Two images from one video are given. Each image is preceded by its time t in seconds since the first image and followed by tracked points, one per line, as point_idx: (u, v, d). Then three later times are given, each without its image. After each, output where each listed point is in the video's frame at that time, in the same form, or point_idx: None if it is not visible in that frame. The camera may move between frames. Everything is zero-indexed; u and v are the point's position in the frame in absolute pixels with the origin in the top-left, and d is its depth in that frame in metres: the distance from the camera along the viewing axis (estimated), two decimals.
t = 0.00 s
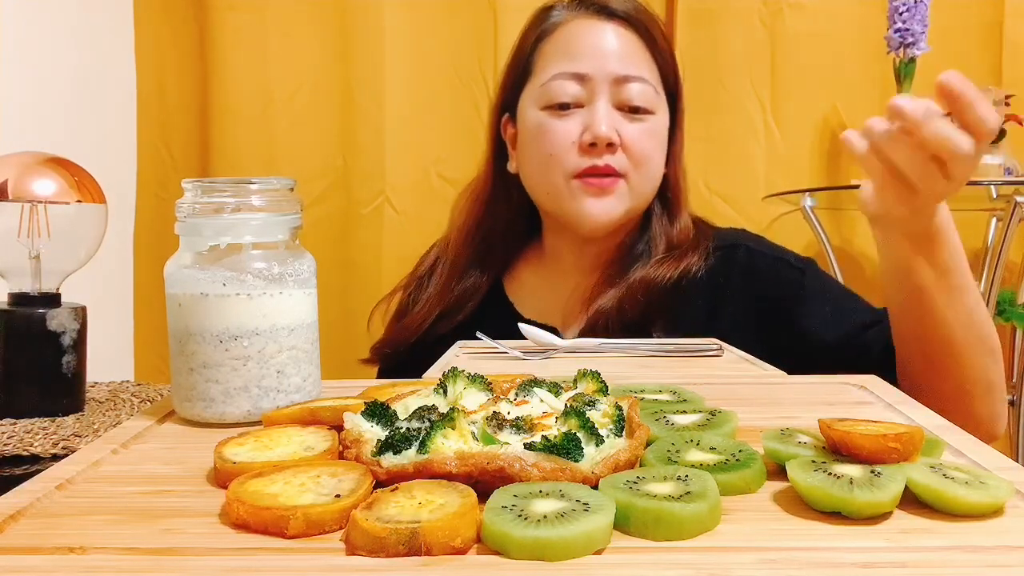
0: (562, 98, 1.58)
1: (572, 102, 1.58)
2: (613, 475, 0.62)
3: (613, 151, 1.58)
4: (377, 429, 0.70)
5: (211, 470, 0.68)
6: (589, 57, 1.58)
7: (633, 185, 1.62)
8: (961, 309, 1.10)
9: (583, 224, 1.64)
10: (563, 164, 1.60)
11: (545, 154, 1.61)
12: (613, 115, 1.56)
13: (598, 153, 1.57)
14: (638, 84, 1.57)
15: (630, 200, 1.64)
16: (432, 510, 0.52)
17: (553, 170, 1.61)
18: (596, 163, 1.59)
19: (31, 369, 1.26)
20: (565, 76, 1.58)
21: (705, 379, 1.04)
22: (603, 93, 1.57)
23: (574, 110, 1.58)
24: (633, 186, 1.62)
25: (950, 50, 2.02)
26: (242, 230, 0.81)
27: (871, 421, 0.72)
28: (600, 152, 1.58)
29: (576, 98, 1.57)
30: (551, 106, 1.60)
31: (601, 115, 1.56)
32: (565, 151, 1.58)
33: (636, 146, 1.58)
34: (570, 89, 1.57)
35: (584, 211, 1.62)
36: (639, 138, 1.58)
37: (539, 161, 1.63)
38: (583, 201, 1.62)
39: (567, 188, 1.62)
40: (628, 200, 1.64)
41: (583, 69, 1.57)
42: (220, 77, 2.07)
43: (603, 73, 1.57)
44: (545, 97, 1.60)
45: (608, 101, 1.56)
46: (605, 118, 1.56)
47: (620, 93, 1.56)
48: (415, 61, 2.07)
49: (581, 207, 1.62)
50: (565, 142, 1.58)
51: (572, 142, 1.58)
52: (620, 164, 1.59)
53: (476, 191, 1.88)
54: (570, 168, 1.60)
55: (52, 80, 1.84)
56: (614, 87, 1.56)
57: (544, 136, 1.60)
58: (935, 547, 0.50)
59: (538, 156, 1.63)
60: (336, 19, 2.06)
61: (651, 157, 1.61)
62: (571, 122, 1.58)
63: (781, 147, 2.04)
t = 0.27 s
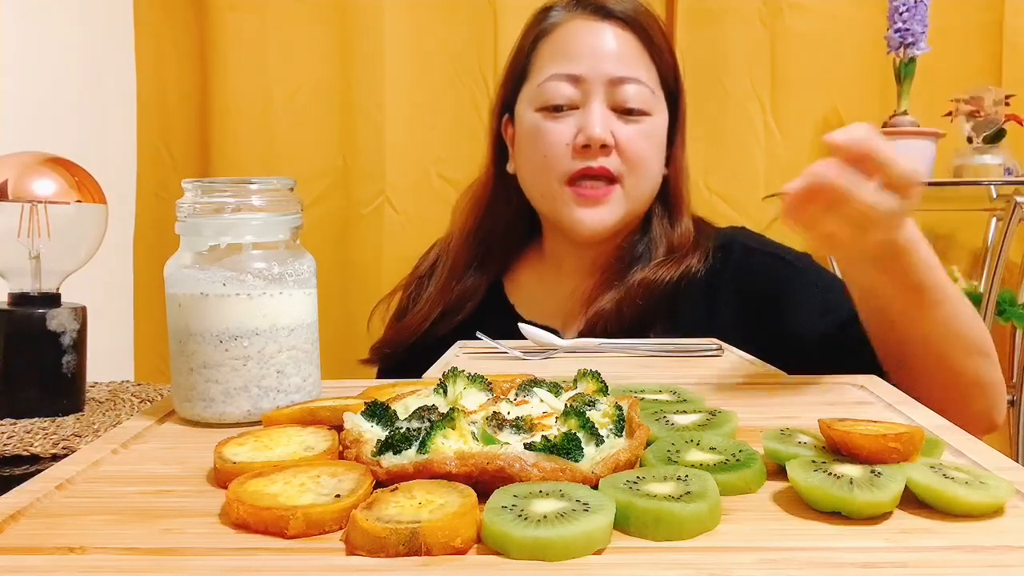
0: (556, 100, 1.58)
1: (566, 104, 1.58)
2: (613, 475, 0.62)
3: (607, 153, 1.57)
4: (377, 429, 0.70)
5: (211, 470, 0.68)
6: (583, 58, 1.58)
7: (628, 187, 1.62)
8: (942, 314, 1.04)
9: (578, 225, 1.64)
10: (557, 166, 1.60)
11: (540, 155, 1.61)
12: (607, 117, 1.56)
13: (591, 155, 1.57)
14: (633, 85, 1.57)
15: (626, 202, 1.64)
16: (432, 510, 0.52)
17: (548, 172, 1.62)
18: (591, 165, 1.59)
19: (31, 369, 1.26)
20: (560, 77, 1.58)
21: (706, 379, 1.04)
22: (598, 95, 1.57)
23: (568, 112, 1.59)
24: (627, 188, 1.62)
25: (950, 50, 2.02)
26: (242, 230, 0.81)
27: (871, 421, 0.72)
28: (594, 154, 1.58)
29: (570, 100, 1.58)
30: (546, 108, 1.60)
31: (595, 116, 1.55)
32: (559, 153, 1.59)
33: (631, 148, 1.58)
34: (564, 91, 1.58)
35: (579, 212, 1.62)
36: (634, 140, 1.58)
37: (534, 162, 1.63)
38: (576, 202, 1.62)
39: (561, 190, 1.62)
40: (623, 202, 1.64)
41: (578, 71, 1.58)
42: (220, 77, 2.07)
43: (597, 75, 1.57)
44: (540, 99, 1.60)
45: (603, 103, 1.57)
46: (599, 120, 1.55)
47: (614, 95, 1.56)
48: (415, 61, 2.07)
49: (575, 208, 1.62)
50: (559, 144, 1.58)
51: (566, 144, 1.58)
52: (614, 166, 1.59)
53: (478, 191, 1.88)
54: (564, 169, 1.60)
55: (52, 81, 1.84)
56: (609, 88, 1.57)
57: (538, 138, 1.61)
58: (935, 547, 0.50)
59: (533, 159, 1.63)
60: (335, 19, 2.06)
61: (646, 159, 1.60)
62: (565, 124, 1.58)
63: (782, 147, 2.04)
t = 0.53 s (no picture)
0: (550, 98, 1.58)
1: (560, 103, 1.58)
2: (613, 475, 0.62)
3: (601, 152, 1.58)
4: (377, 429, 0.70)
5: (211, 470, 0.68)
6: (578, 57, 1.58)
7: (622, 186, 1.62)
8: (885, 312, 1.13)
9: (574, 222, 1.65)
10: (550, 164, 1.60)
11: (534, 154, 1.62)
12: (601, 115, 1.56)
13: (584, 154, 1.58)
14: (627, 84, 1.56)
15: (620, 200, 1.64)
16: (432, 510, 0.52)
17: (541, 170, 1.62)
18: (584, 164, 1.59)
19: (31, 369, 1.26)
20: (554, 76, 1.58)
21: (706, 379, 1.04)
22: (592, 94, 1.57)
23: (562, 110, 1.58)
24: (621, 187, 1.62)
25: (950, 50, 2.02)
26: (242, 230, 0.81)
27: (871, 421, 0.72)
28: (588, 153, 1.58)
29: (564, 99, 1.58)
30: (540, 106, 1.60)
31: (589, 115, 1.55)
32: (552, 152, 1.59)
33: (625, 147, 1.58)
34: (559, 89, 1.57)
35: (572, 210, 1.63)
36: (627, 139, 1.58)
37: (528, 160, 1.63)
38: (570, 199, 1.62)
39: (554, 189, 1.62)
40: (617, 200, 1.64)
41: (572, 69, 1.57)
42: (220, 77, 2.06)
43: (592, 73, 1.57)
44: (534, 98, 1.60)
45: (597, 102, 1.56)
46: (593, 119, 1.55)
47: (608, 93, 1.56)
48: (415, 61, 2.07)
49: (569, 206, 1.62)
50: (553, 142, 1.59)
51: (559, 142, 1.58)
52: (608, 165, 1.59)
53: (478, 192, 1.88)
54: (557, 168, 1.61)
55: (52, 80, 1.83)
56: (603, 87, 1.56)
57: (532, 136, 1.61)
58: (935, 547, 0.50)
59: (527, 156, 1.64)
60: (336, 19, 2.06)
61: (640, 158, 1.60)
62: (558, 123, 1.58)
63: (782, 147, 2.04)
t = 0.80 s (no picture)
0: (547, 99, 1.57)
1: (557, 103, 1.57)
2: (613, 475, 0.62)
3: (598, 152, 1.57)
4: (377, 429, 0.70)
5: (211, 470, 0.68)
6: (575, 57, 1.58)
7: (619, 185, 1.63)
8: (863, 325, 1.16)
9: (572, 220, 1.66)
10: (548, 165, 1.60)
11: (531, 154, 1.61)
12: (599, 116, 1.56)
13: (582, 154, 1.58)
14: (625, 84, 1.55)
15: (617, 200, 1.65)
16: (432, 510, 0.52)
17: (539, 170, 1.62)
18: (581, 164, 1.59)
19: (31, 369, 1.26)
20: (551, 76, 1.57)
21: (706, 379, 1.04)
22: (589, 93, 1.56)
23: (559, 111, 1.58)
24: (618, 187, 1.63)
25: (950, 50, 2.02)
26: (242, 230, 0.81)
27: (871, 421, 0.72)
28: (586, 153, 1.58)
29: (562, 99, 1.57)
30: (537, 106, 1.60)
31: (586, 116, 1.55)
32: (550, 152, 1.58)
33: (622, 146, 1.58)
34: (556, 89, 1.57)
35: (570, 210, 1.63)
36: (624, 139, 1.58)
37: (526, 160, 1.63)
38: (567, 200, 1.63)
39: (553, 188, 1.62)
40: (614, 200, 1.64)
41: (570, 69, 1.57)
42: (220, 77, 2.07)
43: (589, 74, 1.56)
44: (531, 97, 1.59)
45: (594, 102, 1.56)
46: (590, 119, 1.55)
47: (605, 94, 1.55)
48: (415, 61, 2.07)
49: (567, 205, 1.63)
50: (550, 143, 1.58)
51: (556, 142, 1.57)
52: (605, 165, 1.59)
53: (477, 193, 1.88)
54: (554, 168, 1.60)
55: (53, 80, 1.84)
56: (600, 86, 1.55)
57: (530, 137, 1.61)
58: (935, 547, 0.50)
59: (525, 156, 1.63)
60: (335, 19, 2.06)
61: (637, 158, 1.60)
62: (556, 123, 1.57)
63: (782, 147, 2.04)
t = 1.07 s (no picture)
0: (543, 97, 1.57)
1: (553, 101, 1.57)
2: (613, 475, 0.62)
3: (593, 150, 1.57)
4: (377, 429, 0.70)
5: (212, 470, 0.68)
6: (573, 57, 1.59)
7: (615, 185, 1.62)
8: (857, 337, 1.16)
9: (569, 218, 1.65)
10: (543, 163, 1.60)
11: (528, 152, 1.62)
12: (594, 115, 1.56)
13: (577, 152, 1.57)
14: (620, 82, 1.55)
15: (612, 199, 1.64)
16: (432, 510, 0.52)
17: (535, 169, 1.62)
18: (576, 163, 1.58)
19: (31, 369, 1.26)
20: (547, 74, 1.57)
21: (706, 379, 1.04)
22: (584, 92, 1.56)
23: (555, 109, 1.58)
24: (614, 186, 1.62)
25: (950, 50, 2.02)
26: (242, 230, 0.81)
27: (872, 421, 0.72)
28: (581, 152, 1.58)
29: (557, 97, 1.57)
30: (532, 105, 1.60)
31: (581, 114, 1.55)
32: (546, 151, 1.59)
33: (617, 145, 1.57)
34: (552, 87, 1.57)
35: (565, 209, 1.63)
36: (620, 138, 1.57)
37: (522, 159, 1.64)
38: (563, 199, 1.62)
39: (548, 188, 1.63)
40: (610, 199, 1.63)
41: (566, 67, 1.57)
42: (220, 77, 2.07)
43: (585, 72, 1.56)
44: (527, 96, 1.60)
45: (590, 100, 1.56)
46: (586, 118, 1.55)
47: (601, 92, 1.55)
48: (415, 62, 2.07)
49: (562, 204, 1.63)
50: (545, 141, 1.58)
51: (552, 141, 1.57)
52: (601, 164, 1.59)
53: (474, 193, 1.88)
54: (550, 167, 1.60)
55: (53, 80, 1.83)
56: (595, 85, 1.55)
57: (526, 135, 1.61)
58: (936, 547, 0.50)
59: (521, 155, 1.64)
60: (335, 20, 2.05)
61: (633, 158, 1.60)
62: (552, 121, 1.58)
63: (782, 147, 2.04)
